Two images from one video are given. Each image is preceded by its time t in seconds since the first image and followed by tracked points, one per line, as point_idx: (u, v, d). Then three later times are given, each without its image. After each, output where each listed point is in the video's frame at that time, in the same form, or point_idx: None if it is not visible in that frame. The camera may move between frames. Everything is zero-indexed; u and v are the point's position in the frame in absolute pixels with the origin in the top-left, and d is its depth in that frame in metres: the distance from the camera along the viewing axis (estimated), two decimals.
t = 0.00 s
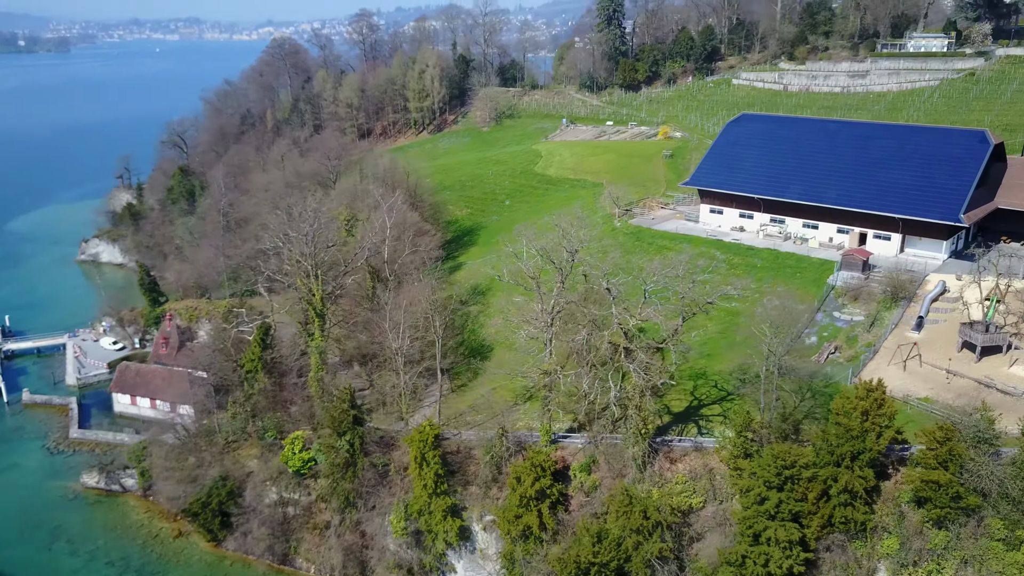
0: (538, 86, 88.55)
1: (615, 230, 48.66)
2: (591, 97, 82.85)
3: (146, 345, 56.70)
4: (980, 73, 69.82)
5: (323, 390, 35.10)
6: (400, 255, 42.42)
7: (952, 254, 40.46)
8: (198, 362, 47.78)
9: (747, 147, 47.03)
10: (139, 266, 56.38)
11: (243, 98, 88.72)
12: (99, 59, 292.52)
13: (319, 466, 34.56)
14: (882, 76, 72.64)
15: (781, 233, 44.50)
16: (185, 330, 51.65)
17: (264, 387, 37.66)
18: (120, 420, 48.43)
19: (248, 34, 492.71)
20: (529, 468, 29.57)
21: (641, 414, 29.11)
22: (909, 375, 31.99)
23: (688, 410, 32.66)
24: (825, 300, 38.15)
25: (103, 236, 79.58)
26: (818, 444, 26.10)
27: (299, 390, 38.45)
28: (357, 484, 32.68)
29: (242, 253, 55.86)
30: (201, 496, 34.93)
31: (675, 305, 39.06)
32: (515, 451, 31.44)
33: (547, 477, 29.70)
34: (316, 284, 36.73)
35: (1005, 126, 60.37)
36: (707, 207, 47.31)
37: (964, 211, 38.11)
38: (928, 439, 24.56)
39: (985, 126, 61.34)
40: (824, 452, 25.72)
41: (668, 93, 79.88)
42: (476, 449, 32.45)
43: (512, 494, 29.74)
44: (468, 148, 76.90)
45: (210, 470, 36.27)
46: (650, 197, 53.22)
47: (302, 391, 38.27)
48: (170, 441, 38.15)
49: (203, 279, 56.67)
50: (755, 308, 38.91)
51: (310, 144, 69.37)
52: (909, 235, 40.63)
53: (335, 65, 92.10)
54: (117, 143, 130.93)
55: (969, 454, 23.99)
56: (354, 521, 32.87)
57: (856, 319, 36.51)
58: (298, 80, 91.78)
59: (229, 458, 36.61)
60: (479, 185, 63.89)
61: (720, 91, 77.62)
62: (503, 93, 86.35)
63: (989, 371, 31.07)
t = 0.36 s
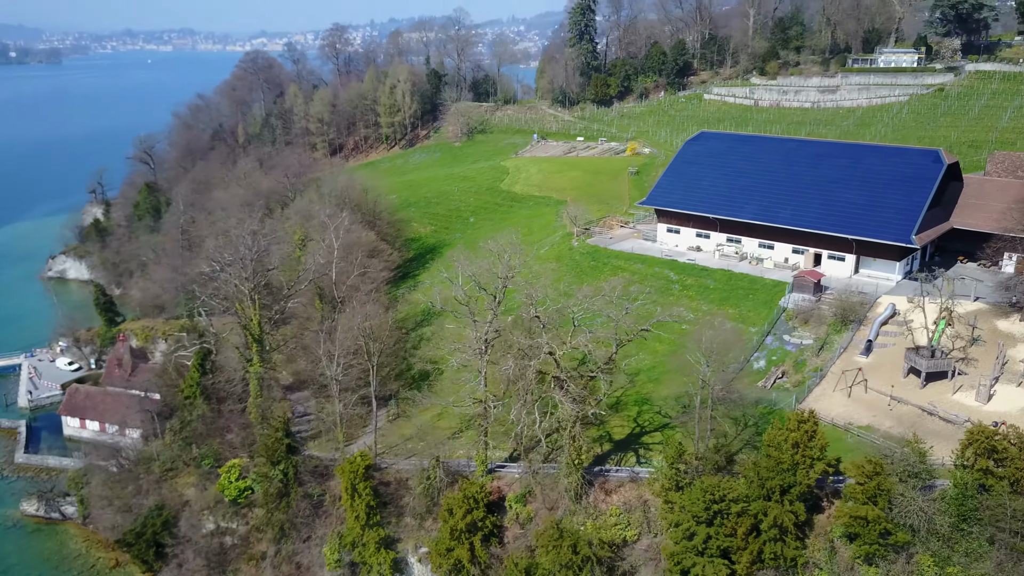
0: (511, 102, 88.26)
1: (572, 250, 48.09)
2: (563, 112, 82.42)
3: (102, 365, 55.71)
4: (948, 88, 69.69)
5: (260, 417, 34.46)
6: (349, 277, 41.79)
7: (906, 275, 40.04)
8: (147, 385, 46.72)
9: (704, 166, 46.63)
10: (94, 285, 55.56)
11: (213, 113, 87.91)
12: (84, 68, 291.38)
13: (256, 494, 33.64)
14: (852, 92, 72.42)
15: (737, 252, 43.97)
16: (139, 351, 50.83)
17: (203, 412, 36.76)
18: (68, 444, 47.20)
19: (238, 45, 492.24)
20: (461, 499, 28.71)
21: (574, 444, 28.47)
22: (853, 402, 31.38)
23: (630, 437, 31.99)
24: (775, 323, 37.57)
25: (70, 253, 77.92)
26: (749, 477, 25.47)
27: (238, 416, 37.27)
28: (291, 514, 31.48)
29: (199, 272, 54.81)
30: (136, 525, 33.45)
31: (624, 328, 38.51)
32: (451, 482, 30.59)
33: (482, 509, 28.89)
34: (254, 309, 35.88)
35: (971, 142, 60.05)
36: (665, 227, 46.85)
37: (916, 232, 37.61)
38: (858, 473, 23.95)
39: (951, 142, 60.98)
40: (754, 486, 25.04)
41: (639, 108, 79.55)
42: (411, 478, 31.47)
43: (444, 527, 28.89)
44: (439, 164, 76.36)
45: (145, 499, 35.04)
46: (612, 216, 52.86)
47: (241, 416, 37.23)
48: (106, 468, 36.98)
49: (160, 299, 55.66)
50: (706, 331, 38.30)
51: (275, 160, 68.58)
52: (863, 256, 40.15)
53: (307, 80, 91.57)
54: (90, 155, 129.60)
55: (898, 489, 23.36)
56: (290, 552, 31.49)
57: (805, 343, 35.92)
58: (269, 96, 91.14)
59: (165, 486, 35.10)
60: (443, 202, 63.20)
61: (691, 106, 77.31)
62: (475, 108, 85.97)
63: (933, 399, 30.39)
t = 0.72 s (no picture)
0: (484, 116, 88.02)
1: (530, 268, 47.39)
2: (536, 126, 81.94)
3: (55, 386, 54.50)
4: (918, 103, 69.55)
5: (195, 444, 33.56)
6: (297, 298, 41.08)
7: (861, 295, 39.48)
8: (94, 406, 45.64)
9: (661, 184, 46.11)
10: (49, 304, 54.73)
11: (185, 127, 87.04)
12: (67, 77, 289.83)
13: (190, 524, 31.67)
14: (823, 106, 72.08)
15: (693, 272, 43.41)
16: (91, 372, 49.87)
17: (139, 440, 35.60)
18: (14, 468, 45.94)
19: (227, 55, 491.60)
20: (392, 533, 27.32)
21: (505, 475, 27.81)
22: (796, 429, 30.69)
23: (572, 463, 31.37)
24: (725, 345, 36.94)
25: (37, 268, 76.89)
26: (677, 511, 24.75)
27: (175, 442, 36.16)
28: (222, 545, 30.75)
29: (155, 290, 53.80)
30: (68, 558, 32.12)
31: (573, 353, 38.04)
32: (382, 514, 29.37)
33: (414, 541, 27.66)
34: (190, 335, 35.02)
35: (937, 158, 59.76)
36: (622, 246, 46.31)
37: (868, 253, 37.10)
38: (784, 508, 23.21)
39: (918, 157, 60.64)
40: (681, 521, 24.33)
41: (611, 122, 79.17)
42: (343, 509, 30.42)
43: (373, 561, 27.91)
44: (411, 179, 75.78)
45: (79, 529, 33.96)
46: (573, 233, 52.25)
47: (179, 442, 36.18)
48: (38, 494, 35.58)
49: (115, 317, 54.58)
50: (655, 354, 37.68)
51: (241, 175, 67.76)
52: (817, 276, 39.61)
53: (280, 93, 90.86)
54: (63, 165, 128.08)
55: (825, 525, 22.63)
56: None
57: (754, 367, 35.27)
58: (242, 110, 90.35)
59: (99, 514, 33.92)
60: (408, 219, 62.50)
61: (663, 121, 76.99)
62: (448, 122, 85.64)
63: (876, 427, 29.75)
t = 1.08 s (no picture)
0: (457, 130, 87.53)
1: (485, 287, 46.53)
2: (508, 141, 81.40)
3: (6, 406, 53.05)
4: (888, 117, 69.27)
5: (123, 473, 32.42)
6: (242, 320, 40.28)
7: (813, 316, 38.69)
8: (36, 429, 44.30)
9: (617, 202, 45.66)
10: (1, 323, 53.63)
11: (154, 140, 86.07)
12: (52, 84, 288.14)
13: (120, 555, 29.07)
14: (793, 120, 71.65)
15: (647, 292, 42.80)
16: (39, 393, 48.61)
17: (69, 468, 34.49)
18: None
19: (217, 65, 491.03)
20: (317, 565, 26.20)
21: (432, 506, 26.88)
22: (737, 457, 29.99)
23: (510, 491, 30.64)
24: (673, 368, 36.25)
25: None
26: (601, 546, 23.97)
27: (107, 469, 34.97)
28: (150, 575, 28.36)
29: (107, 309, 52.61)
30: None
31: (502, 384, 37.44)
32: (309, 546, 28.31)
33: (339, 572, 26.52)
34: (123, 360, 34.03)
35: (903, 173, 59.33)
36: (577, 265, 45.75)
37: (818, 272, 36.51)
38: (706, 544, 22.41)
39: (885, 172, 60.18)
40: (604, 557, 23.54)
41: (583, 136, 78.71)
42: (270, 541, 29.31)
43: None
44: (380, 194, 75.07)
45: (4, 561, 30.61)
46: (534, 250, 51.51)
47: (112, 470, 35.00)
48: None
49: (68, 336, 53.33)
50: (602, 377, 37.09)
51: (205, 191, 66.82)
52: (770, 296, 39.01)
53: (250, 107, 90.04)
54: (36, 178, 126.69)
55: (747, 563, 21.91)
56: None
57: (700, 392, 34.57)
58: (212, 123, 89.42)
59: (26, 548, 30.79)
60: (370, 235, 61.74)
61: (634, 135, 76.57)
62: (419, 136, 85.12)
63: (816, 454, 29.08)
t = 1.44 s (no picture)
0: (428, 145, 86.99)
1: (439, 306, 45.61)
2: (479, 155, 80.74)
3: None
4: (857, 132, 68.90)
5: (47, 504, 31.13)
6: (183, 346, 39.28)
7: (765, 338, 38.11)
8: None
9: (571, 221, 45.01)
10: None
11: (122, 154, 85.02)
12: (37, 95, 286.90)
13: None
14: (762, 135, 71.15)
15: (599, 312, 42.10)
16: None
17: None
18: None
19: (206, 76, 490.38)
20: None
21: (353, 541, 25.44)
22: (675, 487, 29.21)
23: (438, 524, 29.82)
24: (619, 393, 35.45)
25: None
26: None
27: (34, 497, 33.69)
28: None
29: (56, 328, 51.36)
30: None
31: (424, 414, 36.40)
32: None
33: None
34: (52, 387, 32.85)
35: (868, 189, 58.86)
36: (532, 284, 45.01)
37: (767, 294, 35.90)
38: None
39: (850, 187, 59.70)
40: None
41: (554, 151, 78.22)
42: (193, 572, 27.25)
43: None
44: (348, 210, 74.28)
45: None
46: (492, 268, 50.66)
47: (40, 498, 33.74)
48: None
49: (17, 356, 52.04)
50: (548, 402, 36.27)
51: (167, 208, 65.87)
52: (720, 317, 38.38)
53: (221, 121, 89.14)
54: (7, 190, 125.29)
55: None
56: None
57: (644, 417, 33.79)
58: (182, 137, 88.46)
59: None
60: (332, 252, 60.97)
61: (604, 150, 76.13)
62: (390, 150, 84.53)
63: (754, 484, 28.34)
